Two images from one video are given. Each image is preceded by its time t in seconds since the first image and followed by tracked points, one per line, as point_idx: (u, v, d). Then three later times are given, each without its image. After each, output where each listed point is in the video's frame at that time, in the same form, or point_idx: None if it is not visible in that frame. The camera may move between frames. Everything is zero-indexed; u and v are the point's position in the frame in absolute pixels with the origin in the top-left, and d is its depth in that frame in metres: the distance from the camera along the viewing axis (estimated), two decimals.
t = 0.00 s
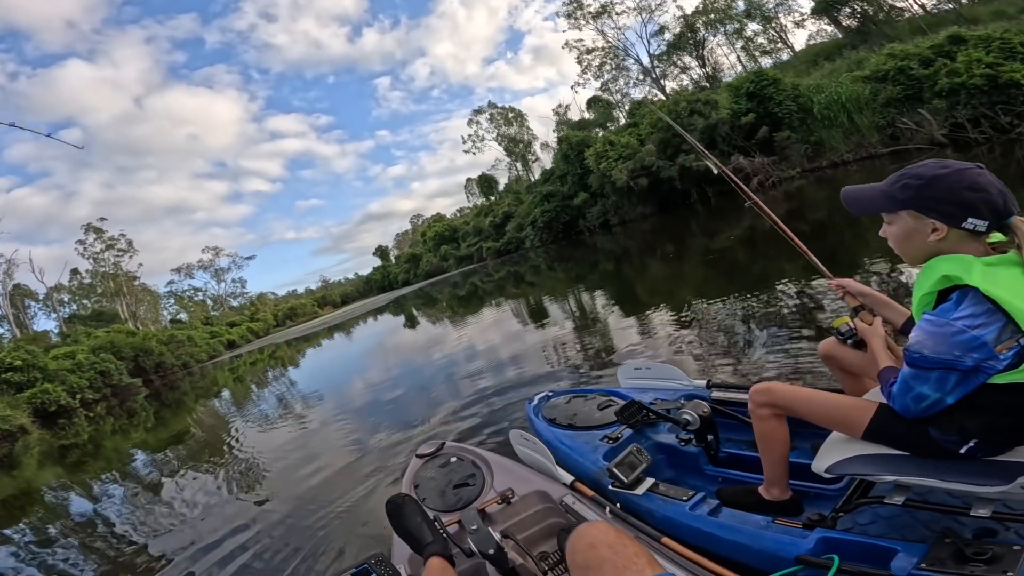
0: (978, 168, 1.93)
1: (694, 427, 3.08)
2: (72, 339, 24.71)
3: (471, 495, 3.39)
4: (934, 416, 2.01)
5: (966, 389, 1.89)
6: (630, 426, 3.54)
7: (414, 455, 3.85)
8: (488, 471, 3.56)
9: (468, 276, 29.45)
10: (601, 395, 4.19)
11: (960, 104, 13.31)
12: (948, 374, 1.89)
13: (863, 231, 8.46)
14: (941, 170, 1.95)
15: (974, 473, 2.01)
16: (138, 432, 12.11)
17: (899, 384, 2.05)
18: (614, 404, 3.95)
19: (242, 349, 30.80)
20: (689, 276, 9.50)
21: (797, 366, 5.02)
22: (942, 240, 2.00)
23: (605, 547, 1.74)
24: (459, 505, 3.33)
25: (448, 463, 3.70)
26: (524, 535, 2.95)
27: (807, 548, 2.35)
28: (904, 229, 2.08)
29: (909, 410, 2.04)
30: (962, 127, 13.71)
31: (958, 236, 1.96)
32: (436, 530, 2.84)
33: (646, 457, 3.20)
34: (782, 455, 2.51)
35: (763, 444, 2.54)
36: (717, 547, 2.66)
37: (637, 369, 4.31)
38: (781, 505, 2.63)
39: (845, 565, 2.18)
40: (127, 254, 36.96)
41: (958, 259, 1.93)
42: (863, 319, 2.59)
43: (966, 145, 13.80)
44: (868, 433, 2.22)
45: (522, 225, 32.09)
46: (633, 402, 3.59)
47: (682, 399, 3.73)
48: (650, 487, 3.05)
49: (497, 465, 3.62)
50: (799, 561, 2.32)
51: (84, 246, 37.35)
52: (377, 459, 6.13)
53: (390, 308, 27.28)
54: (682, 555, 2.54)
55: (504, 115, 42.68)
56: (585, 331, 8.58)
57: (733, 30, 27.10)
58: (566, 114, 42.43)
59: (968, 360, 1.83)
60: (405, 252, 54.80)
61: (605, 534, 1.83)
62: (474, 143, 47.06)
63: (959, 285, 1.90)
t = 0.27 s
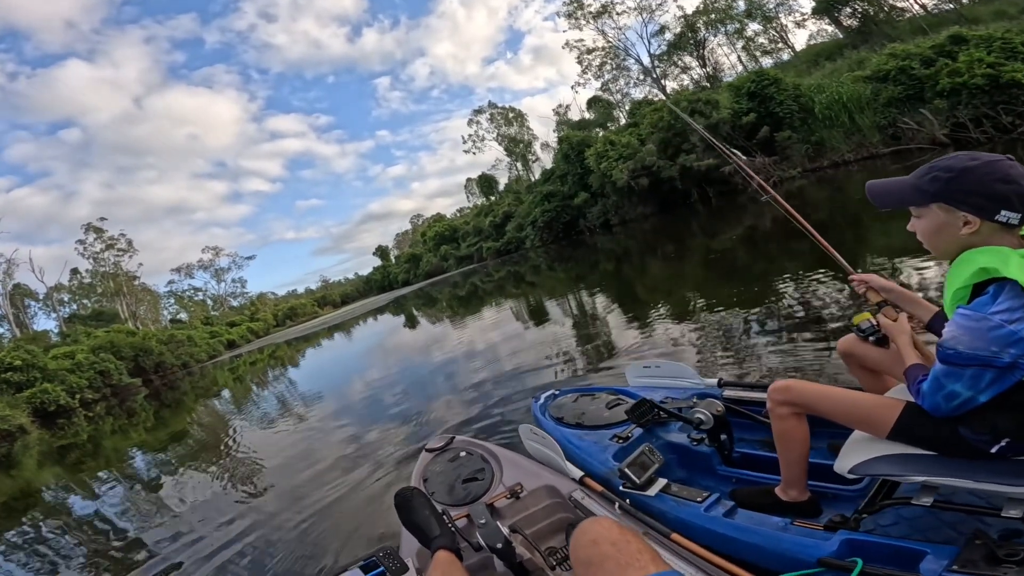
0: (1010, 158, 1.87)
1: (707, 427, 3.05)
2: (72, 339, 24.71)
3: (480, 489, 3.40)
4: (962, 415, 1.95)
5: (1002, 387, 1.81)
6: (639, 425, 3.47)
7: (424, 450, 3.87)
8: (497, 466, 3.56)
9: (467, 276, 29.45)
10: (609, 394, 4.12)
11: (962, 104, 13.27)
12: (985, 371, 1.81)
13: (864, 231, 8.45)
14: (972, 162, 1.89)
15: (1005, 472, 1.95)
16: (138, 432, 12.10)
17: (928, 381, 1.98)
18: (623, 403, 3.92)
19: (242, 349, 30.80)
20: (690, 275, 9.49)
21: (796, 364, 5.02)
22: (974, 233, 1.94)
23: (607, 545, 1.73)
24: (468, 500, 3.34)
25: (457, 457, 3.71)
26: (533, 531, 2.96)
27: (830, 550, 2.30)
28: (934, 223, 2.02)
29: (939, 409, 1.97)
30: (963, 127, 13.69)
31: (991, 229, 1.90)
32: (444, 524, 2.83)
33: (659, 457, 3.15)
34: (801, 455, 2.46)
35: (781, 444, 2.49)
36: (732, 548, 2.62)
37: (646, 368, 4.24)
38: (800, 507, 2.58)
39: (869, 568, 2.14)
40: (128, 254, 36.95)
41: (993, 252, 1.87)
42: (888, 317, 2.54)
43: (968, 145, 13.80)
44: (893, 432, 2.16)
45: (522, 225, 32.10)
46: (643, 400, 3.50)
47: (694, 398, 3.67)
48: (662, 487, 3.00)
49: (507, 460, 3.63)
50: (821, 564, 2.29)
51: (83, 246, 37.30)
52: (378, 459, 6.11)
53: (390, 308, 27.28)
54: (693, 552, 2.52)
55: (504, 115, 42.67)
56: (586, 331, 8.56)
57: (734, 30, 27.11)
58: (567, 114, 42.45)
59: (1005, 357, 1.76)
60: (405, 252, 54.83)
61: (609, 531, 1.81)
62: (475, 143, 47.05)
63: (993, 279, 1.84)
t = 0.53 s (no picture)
0: None
1: (726, 430, 3.03)
2: (71, 339, 24.69)
3: (489, 489, 3.38)
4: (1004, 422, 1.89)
5: None
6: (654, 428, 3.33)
7: (433, 448, 3.85)
8: (506, 465, 3.55)
9: (467, 276, 29.42)
10: (622, 394, 4.05)
11: (963, 104, 13.22)
12: None
13: (865, 231, 8.42)
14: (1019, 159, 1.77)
15: None
16: (137, 432, 12.07)
17: (971, 387, 1.87)
18: (637, 404, 3.80)
19: (242, 349, 30.79)
20: (691, 275, 9.46)
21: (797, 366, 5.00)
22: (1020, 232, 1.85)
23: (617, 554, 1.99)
24: (478, 500, 3.32)
25: (467, 456, 3.69)
26: (542, 533, 2.96)
27: (860, 558, 2.20)
28: (980, 221, 1.93)
29: (981, 415, 1.87)
30: (965, 127, 13.67)
31: None
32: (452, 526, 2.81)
33: (676, 462, 3.06)
34: (829, 462, 2.35)
35: (808, 450, 2.38)
36: (756, 558, 2.51)
37: (658, 368, 4.19)
38: (826, 513, 2.47)
39: None
40: (127, 254, 36.92)
41: None
42: (921, 318, 2.40)
43: (970, 145, 13.79)
44: (930, 438, 2.07)
45: (522, 225, 32.11)
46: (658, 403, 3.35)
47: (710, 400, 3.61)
48: (681, 493, 2.90)
49: (516, 459, 3.60)
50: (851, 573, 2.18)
51: (83, 246, 37.24)
52: (378, 460, 6.06)
53: (390, 308, 27.29)
54: (707, 558, 2.41)
55: (504, 115, 42.62)
56: (585, 331, 8.53)
57: (734, 30, 27.11)
58: (567, 114, 42.45)
59: None
60: (405, 252, 54.86)
61: (619, 538, 2.07)
62: (475, 142, 47.03)
63: None
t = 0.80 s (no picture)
0: None
1: (745, 434, 2.91)
2: (70, 339, 24.65)
3: (497, 491, 3.39)
4: None
5: None
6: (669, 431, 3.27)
7: (442, 449, 3.88)
8: (514, 467, 3.55)
9: (467, 277, 29.43)
10: (634, 395, 4.04)
11: (964, 104, 13.25)
12: None
13: (867, 231, 8.41)
14: None
15: None
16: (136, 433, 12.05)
17: (1009, 394, 1.84)
18: (650, 406, 3.76)
19: (241, 349, 30.78)
20: (691, 276, 9.47)
21: (797, 366, 5.01)
22: None
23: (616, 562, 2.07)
24: (485, 501, 3.32)
25: (475, 457, 3.69)
26: (551, 535, 2.99)
27: (887, 567, 2.16)
28: None
29: (1016, 422, 1.85)
30: (966, 127, 13.69)
31: None
32: (460, 529, 2.84)
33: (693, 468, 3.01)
34: (854, 466, 2.32)
35: (833, 454, 2.36)
36: (777, 566, 2.47)
37: (672, 369, 4.14)
38: (847, 519, 2.44)
39: None
40: (126, 254, 36.85)
41: None
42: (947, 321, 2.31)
43: (970, 145, 13.81)
44: (962, 444, 2.04)
45: (522, 225, 32.11)
46: (674, 406, 3.31)
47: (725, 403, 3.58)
48: (698, 498, 2.86)
49: (524, 461, 3.60)
50: None
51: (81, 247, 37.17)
52: (378, 462, 6.04)
53: (389, 309, 27.37)
54: (718, 562, 2.33)
55: (504, 115, 42.57)
56: (585, 332, 8.52)
57: (734, 30, 27.13)
58: (566, 114, 42.46)
59: None
60: (404, 253, 54.86)
61: (619, 551, 2.13)
62: (474, 142, 47.04)
63: None
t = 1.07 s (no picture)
0: None
1: (758, 434, 2.89)
2: (66, 341, 24.58)
3: (504, 489, 3.36)
4: None
5: None
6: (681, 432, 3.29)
7: (448, 448, 3.84)
8: (521, 467, 3.51)
9: (464, 280, 29.45)
10: (643, 396, 4.03)
11: (961, 106, 13.39)
12: None
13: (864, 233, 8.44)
14: None
15: None
16: (132, 436, 12.02)
17: None
18: (660, 407, 3.78)
19: (238, 352, 30.74)
20: (689, 279, 9.52)
21: (794, 365, 5.04)
22: None
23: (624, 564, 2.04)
24: (492, 500, 3.29)
25: (483, 456, 3.66)
26: (557, 533, 3.01)
27: (905, 567, 2.12)
28: None
29: None
30: (963, 129, 13.79)
31: None
32: (466, 526, 2.80)
33: (707, 468, 3.02)
34: (870, 468, 2.30)
35: (848, 456, 2.32)
36: (793, 567, 2.44)
37: (682, 369, 4.11)
38: (861, 520, 2.41)
39: None
40: (123, 256, 36.78)
41: None
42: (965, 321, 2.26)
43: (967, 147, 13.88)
44: (981, 445, 2.02)
45: (520, 228, 32.15)
46: (686, 406, 3.31)
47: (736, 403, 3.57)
48: (711, 499, 2.85)
49: (531, 459, 3.58)
50: None
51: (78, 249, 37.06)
52: (377, 464, 6.02)
53: (387, 312, 27.36)
54: (723, 560, 2.33)
55: (502, 118, 42.59)
56: (583, 335, 8.52)
57: (731, 33, 27.21)
58: (564, 117, 42.56)
59: None
60: (401, 256, 54.86)
61: (626, 548, 2.13)
62: (472, 145, 47.12)
63: None
